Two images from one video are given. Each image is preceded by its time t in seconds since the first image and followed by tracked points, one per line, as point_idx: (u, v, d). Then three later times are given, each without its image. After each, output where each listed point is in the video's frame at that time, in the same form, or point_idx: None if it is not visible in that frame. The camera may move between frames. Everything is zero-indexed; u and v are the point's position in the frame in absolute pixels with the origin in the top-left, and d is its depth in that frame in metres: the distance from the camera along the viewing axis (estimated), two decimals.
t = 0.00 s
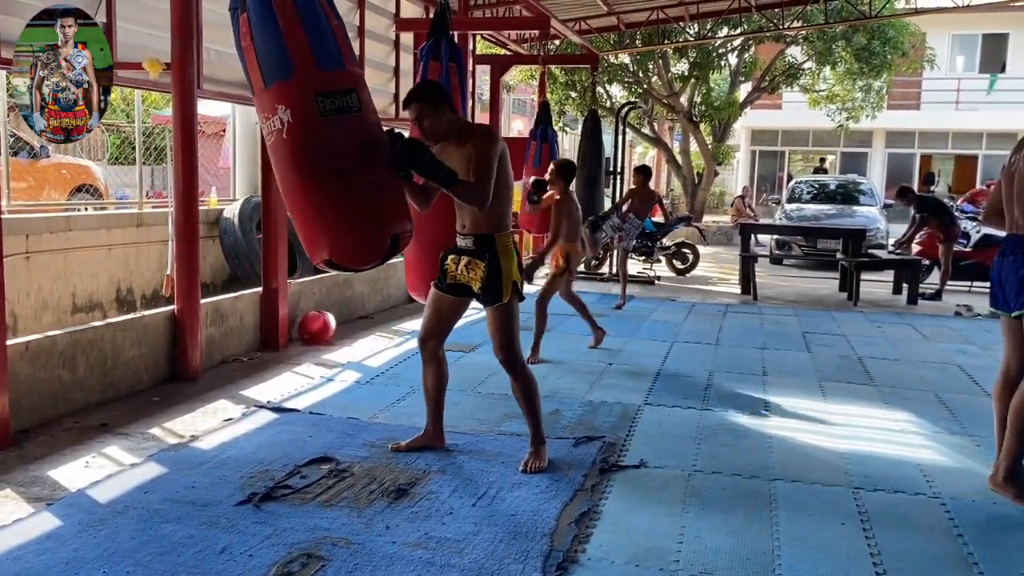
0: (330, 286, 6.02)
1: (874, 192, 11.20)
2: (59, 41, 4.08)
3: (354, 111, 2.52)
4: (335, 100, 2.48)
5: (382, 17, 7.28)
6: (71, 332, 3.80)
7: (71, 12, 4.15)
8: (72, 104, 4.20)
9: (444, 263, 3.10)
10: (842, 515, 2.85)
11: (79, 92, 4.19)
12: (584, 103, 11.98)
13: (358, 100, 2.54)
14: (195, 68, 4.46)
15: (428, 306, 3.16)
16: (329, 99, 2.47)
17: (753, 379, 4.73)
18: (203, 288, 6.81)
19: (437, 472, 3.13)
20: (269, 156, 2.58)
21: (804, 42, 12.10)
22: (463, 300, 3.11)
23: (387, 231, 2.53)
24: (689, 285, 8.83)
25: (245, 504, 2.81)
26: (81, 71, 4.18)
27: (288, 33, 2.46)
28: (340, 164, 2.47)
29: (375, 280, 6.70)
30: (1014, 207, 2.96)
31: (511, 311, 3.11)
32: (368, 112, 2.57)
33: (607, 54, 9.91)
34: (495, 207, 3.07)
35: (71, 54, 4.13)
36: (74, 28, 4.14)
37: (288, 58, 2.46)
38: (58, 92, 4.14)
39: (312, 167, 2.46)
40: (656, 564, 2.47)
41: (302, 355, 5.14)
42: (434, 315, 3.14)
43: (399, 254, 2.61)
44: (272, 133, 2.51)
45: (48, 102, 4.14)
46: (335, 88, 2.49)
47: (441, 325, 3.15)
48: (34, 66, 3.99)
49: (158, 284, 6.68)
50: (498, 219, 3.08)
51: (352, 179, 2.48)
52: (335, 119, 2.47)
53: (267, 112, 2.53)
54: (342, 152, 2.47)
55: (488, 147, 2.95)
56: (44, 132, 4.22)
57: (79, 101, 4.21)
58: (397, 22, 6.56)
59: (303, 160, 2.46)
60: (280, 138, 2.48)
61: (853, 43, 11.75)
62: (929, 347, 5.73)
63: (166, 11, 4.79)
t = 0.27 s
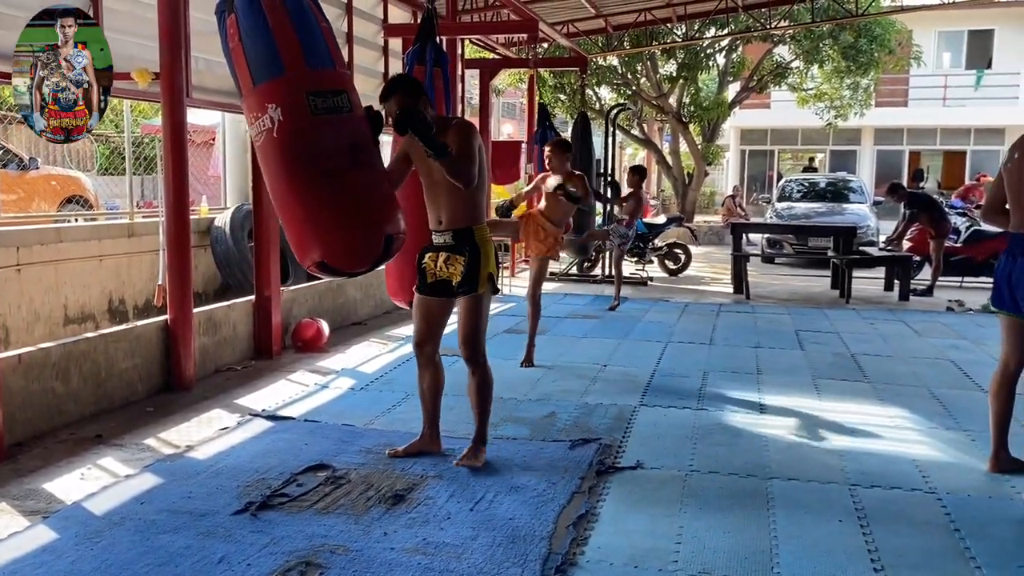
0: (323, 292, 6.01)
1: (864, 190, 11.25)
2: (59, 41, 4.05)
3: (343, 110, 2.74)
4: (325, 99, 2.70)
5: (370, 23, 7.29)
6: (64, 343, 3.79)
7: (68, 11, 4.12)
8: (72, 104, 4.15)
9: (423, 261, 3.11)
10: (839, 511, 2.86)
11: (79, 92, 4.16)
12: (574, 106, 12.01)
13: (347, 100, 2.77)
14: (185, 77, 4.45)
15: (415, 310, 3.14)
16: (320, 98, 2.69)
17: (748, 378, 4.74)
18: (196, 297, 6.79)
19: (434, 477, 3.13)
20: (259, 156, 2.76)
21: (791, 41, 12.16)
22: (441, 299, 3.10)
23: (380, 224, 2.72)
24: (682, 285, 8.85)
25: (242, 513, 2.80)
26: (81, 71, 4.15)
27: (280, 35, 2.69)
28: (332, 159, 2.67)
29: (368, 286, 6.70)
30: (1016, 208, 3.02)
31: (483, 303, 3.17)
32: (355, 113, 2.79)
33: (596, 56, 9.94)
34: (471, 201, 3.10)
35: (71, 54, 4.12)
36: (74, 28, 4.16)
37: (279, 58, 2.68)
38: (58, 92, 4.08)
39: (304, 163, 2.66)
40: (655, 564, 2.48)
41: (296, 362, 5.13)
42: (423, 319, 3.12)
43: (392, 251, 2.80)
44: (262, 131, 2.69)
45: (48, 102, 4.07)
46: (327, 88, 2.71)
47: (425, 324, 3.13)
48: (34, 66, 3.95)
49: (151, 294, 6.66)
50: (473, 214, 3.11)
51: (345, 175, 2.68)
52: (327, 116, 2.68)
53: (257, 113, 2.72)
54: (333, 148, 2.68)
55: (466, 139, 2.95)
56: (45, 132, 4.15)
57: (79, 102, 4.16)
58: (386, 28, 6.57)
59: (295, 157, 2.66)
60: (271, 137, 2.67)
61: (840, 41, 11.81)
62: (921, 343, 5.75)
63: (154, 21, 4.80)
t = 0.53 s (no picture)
0: (315, 298, 6.00)
1: (853, 186, 11.29)
2: (59, 41, 4.01)
3: (280, 139, 2.84)
4: (265, 126, 2.80)
5: (358, 27, 7.28)
6: (56, 354, 3.77)
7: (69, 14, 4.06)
8: (72, 104, 4.03)
9: (401, 267, 3.12)
10: (834, 509, 2.87)
11: (79, 92, 4.06)
12: (563, 107, 12.02)
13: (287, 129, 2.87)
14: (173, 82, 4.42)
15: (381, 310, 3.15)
16: (261, 124, 2.79)
17: (741, 376, 4.75)
18: (187, 304, 6.77)
19: (429, 482, 3.13)
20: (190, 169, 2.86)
21: (779, 39, 12.20)
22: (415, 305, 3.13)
23: (301, 258, 2.84)
24: (674, 284, 8.87)
25: (237, 521, 2.79)
26: (81, 71, 4.07)
27: (233, 58, 2.77)
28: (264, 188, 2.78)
29: (360, 291, 6.69)
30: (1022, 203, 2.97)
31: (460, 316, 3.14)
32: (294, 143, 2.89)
33: (584, 57, 9.94)
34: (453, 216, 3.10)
35: (71, 54, 4.04)
36: (74, 28, 4.07)
37: (228, 81, 2.77)
38: (58, 93, 3.97)
39: (236, 187, 2.76)
40: (652, 565, 2.48)
41: (290, 368, 5.12)
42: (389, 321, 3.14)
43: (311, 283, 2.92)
44: (197, 147, 2.79)
45: (48, 102, 3.95)
46: (269, 115, 2.81)
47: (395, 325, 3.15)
48: (34, 66, 3.92)
49: (142, 302, 6.64)
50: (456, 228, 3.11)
51: (274, 204, 2.79)
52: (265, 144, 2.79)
53: (196, 128, 2.81)
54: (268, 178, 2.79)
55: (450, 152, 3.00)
56: (44, 133, 4.00)
57: (79, 102, 4.06)
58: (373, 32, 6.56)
59: (226, 179, 2.77)
60: (206, 155, 2.77)
61: (827, 38, 11.85)
62: (913, 338, 5.78)
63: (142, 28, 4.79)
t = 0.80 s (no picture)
0: (310, 303, 5.99)
1: (846, 180, 11.31)
2: (58, 40, 4.01)
3: (199, 165, 2.83)
4: (187, 151, 2.79)
5: (348, 30, 7.27)
6: (51, 364, 3.75)
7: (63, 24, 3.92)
8: (71, 104, 4.03)
9: (378, 274, 3.10)
10: (833, 504, 2.87)
11: (79, 92, 4.02)
12: (555, 106, 12.02)
13: (209, 157, 2.87)
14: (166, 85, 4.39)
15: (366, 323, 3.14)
16: (183, 150, 2.78)
17: (738, 373, 4.75)
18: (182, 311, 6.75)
19: (428, 485, 3.12)
20: (105, 174, 2.84)
21: (769, 34, 12.22)
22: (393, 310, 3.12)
23: (193, 281, 2.84)
24: (669, 281, 8.87)
25: (237, 528, 2.78)
26: (81, 71, 4.03)
27: (170, 81, 2.75)
28: (173, 210, 2.78)
29: (355, 294, 6.68)
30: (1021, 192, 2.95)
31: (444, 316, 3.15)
32: (212, 170, 2.89)
33: (574, 56, 9.94)
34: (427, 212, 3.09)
35: (71, 54, 4.02)
36: (74, 28, 4.06)
37: (159, 102, 2.74)
38: (58, 93, 3.99)
39: (143, 202, 2.76)
40: (653, 564, 2.47)
41: (286, 374, 5.11)
42: (369, 330, 3.13)
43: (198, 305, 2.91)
44: (115, 158, 2.77)
45: (48, 102, 3.99)
46: (192, 143, 2.80)
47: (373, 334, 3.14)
48: (33, 67, 3.96)
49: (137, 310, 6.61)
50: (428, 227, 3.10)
51: (178, 226, 2.79)
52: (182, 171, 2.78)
53: (119, 139, 2.79)
54: (177, 201, 2.79)
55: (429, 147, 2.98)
56: (44, 133, 4.03)
57: (79, 102, 4.03)
58: (364, 35, 6.55)
59: (137, 195, 2.76)
60: (122, 169, 2.76)
61: (817, 33, 11.87)
62: (909, 331, 5.79)
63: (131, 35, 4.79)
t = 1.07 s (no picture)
0: (315, 301, 6.00)
1: (850, 173, 11.29)
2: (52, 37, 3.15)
3: (144, 168, 2.43)
4: (133, 153, 2.39)
5: (350, 28, 7.27)
6: (58, 366, 3.77)
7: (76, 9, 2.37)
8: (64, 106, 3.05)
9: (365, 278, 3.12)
10: (841, 497, 2.87)
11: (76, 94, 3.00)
12: (557, 102, 12.02)
13: (154, 160, 2.46)
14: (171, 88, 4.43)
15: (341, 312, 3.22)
16: (126, 150, 2.37)
17: (744, 367, 4.75)
18: (187, 311, 6.77)
19: (435, 482, 3.13)
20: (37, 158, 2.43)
21: (771, 28, 12.20)
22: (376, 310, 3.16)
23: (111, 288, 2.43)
24: (673, 276, 8.87)
25: (245, 527, 2.79)
26: (82, 73, 2.31)
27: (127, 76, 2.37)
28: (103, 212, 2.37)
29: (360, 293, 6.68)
30: None
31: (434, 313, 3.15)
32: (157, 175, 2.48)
33: (576, 52, 9.93)
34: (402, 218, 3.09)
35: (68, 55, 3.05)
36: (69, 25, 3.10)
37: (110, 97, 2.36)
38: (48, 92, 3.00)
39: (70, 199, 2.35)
40: (661, 559, 2.48)
41: (292, 372, 5.12)
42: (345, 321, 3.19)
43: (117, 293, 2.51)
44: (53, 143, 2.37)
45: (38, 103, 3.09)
46: (137, 145, 2.39)
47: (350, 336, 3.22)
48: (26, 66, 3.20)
49: (142, 311, 6.62)
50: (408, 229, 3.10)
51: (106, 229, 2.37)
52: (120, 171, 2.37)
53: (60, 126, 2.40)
54: (109, 201, 2.37)
55: (386, 154, 2.99)
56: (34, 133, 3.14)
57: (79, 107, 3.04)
58: (365, 33, 6.56)
59: (69, 189, 2.34)
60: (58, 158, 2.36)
61: (819, 26, 11.84)
62: (914, 324, 5.78)
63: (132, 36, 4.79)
